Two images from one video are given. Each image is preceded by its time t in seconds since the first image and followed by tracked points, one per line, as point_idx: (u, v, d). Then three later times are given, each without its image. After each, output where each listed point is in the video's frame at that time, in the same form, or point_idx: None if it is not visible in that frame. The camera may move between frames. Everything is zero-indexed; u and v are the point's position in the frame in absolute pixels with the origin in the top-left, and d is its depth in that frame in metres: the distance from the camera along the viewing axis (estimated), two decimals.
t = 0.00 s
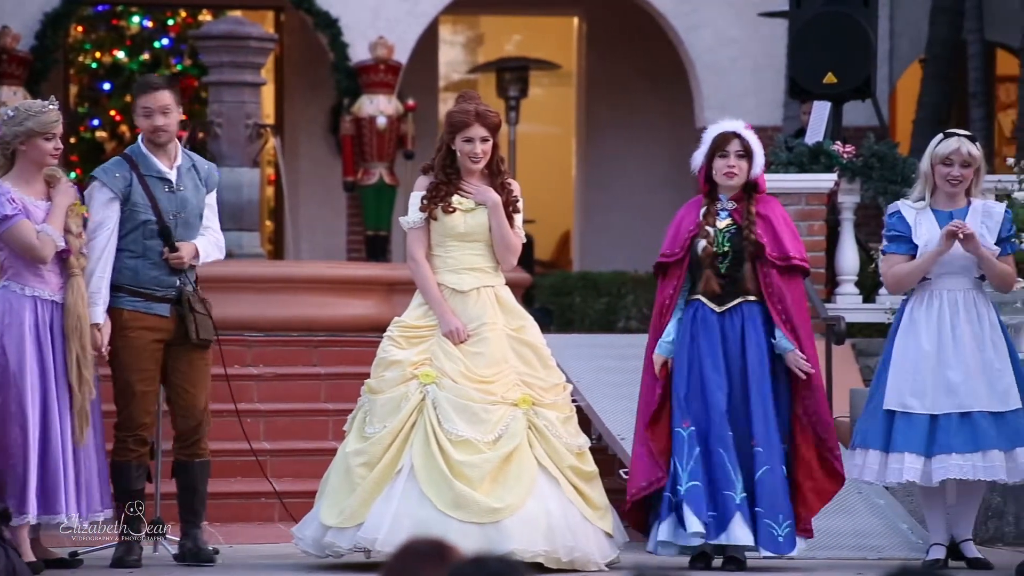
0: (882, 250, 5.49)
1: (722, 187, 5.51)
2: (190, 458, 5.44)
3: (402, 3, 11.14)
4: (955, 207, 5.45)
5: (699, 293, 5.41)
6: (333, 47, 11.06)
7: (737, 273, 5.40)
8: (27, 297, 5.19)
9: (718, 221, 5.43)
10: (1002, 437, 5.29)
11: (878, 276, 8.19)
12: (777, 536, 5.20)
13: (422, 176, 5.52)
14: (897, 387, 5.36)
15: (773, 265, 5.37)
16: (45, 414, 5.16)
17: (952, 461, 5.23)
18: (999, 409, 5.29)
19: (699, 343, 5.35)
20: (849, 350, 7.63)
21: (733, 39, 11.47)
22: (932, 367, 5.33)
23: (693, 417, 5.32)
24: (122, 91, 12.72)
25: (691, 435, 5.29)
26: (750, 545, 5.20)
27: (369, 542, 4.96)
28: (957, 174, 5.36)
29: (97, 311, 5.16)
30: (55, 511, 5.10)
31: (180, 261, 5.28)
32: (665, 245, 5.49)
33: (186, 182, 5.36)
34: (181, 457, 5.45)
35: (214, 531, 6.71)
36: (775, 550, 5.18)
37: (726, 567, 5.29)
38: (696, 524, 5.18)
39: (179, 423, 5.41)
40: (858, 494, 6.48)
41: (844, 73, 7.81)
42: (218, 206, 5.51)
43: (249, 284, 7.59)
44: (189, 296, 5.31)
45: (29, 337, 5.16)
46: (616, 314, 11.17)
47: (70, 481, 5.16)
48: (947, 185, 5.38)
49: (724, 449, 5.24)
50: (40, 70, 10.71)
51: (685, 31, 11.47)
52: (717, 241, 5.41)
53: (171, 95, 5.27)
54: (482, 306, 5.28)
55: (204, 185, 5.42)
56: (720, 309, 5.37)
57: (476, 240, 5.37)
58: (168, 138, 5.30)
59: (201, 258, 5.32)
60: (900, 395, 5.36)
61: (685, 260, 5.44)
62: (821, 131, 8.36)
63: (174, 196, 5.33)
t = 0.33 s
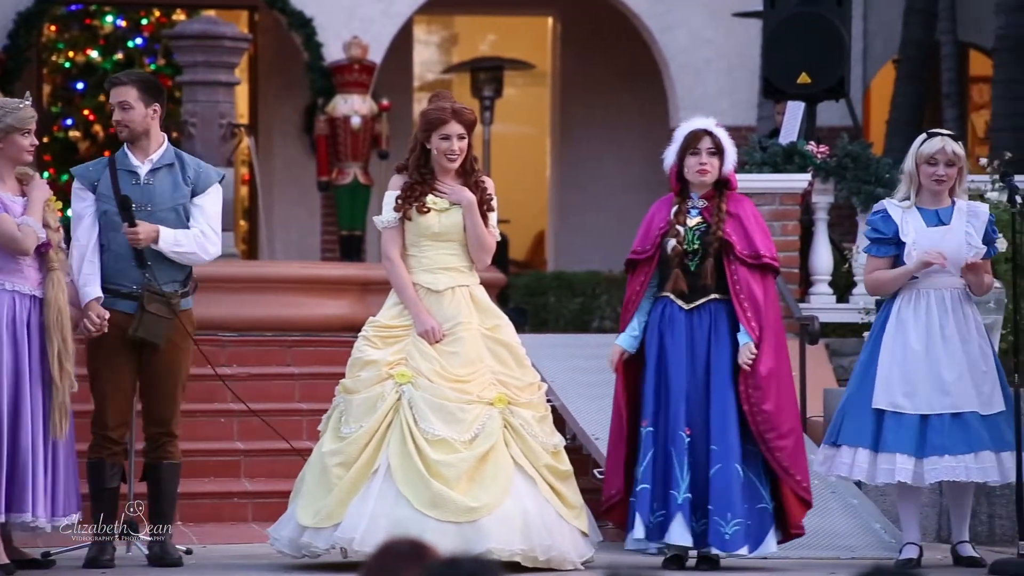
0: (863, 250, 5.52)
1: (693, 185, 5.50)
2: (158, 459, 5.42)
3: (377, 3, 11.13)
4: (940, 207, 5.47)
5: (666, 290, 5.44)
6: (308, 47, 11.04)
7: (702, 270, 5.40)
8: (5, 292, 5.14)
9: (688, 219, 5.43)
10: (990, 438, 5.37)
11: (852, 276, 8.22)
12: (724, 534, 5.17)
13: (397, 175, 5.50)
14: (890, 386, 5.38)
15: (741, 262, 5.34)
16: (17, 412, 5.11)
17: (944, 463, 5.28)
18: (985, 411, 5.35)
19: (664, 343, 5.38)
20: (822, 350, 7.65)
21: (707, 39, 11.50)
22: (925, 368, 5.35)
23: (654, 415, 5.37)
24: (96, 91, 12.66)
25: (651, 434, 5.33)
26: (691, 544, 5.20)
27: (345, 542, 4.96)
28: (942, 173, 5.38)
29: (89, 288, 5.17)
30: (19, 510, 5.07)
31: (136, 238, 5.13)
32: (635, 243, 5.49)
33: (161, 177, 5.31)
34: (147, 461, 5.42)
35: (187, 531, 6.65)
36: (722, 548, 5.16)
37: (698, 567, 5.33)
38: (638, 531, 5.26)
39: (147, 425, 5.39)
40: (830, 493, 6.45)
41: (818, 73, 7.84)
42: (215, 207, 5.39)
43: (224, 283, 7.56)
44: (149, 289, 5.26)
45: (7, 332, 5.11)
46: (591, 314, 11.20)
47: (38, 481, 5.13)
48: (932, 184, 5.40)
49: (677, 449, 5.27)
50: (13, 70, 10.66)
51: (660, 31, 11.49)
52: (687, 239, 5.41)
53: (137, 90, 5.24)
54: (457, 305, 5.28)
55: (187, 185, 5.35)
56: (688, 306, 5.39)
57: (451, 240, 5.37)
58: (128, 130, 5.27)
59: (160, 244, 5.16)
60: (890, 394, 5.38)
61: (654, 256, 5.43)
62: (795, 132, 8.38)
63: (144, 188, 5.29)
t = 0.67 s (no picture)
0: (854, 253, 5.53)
1: (661, 186, 5.50)
2: (132, 460, 5.39)
3: (348, 2, 11.13)
4: (925, 207, 5.49)
5: (638, 289, 5.43)
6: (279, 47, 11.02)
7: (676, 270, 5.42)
8: None
9: (659, 218, 5.43)
10: (964, 439, 5.42)
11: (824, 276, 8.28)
12: (683, 535, 5.20)
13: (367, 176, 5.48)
14: (868, 385, 5.42)
15: (714, 264, 5.36)
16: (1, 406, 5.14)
17: (920, 461, 5.33)
18: (960, 412, 5.40)
19: (635, 343, 5.39)
20: (793, 350, 7.68)
21: (679, 40, 11.53)
22: (907, 369, 5.39)
23: (620, 416, 5.38)
24: (66, 90, 12.63)
25: (615, 435, 5.36)
26: (656, 544, 5.23)
27: (326, 542, 4.95)
28: (925, 181, 5.41)
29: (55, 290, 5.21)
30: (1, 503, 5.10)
31: (98, 229, 5.10)
32: (605, 244, 5.49)
33: (142, 178, 5.31)
34: (121, 462, 5.40)
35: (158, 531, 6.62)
36: (680, 549, 5.18)
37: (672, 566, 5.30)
38: (592, 529, 5.30)
39: (120, 425, 5.37)
40: (802, 493, 6.44)
41: (789, 73, 7.88)
42: (196, 210, 5.35)
43: (198, 283, 7.54)
44: (114, 284, 5.23)
45: None
46: (563, 314, 11.24)
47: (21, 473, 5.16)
48: (914, 191, 5.44)
49: (647, 449, 5.28)
50: None
51: (632, 31, 11.51)
52: (659, 239, 5.41)
53: (130, 91, 5.25)
54: (432, 305, 5.29)
55: (168, 186, 5.33)
56: (660, 306, 5.40)
57: (425, 240, 5.37)
58: (117, 131, 5.26)
59: (125, 239, 5.13)
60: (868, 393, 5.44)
61: (625, 255, 5.45)
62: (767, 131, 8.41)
63: (123, 189, 5.29)
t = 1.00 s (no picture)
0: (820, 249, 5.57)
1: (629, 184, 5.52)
2: (101, 460, 5.36)
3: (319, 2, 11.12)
4: (893, 205, 5.53)
5: (615, 287, 5.43)
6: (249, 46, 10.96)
7: (655, 270, 5.44)
8: None
9: (632, 216, 5.44)
10: (930, 437, 5.45)
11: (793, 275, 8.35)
12: (674, 535, 5.21)
13: (337, 175, 5.47)
14: (830, 385, 5.49)
15: (686, 266, 5.40)
16: None
17: (881, 459, 5.36)
18: (925, 410, 5.45)
19: (613, 343, 5.38)
20: (762, 350, 7.72)
21: (650, 40, 11.56)
22: (866, 366, 5.45)
23: (602, 417, 5.35)
24: (35, 89, 12.53)
25: (599, 436, 5.32)
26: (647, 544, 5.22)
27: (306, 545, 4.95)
28: (893, 175, 5.45)
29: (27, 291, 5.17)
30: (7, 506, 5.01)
31: (74, 232, 5.07)
32: (577, 241, 5.46)
33: (115, 178, 5.29)
34: (91, 461, 5.38)
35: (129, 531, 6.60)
36: (673, 549, 5.20)
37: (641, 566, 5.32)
38: (582, 534, 5.22)
39: (90, 425, 5.35)
40: (771, 493, 6.46)
41: (759, 73, 7.93)
42: (170, 209, 5.34)
43: (167, 282, 7.43)
44: (90, 286, 5.21)
45: None
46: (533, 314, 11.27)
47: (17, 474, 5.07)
48: (883, 186, 5.47)
49: (632, 448, 5.27)
50: None
51: (603, 31, 11.54)
52: (635, 237, 5.41)
53: (104, 90, 5.23)
54: (407, 305, 5.29)
55: (141, 186, 5.32)
56: (638, 306, 5.40)
57: (398, 239, 5.38)
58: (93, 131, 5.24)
59: (101, 240, 5.11)
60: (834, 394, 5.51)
61: (599, 252, 5.43)
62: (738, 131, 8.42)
63: (97, 189, 5.26)
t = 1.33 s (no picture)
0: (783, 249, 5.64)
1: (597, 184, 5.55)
2: (68, 460, 5.34)
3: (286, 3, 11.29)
4: (857, 207, 5.59)
5: (588, 286, 5.44)
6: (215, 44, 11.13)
7: (627, 270, 5.46)
8: None
9: (602, 215, 5.46)
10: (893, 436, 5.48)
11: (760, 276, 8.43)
12: (661, 531, 5.27)
13: (308, 177, 5.47)
14: (794, 386, 5.50)
15: (655, 265, 5.43)
16: None
17: (842, 461, 5.41)
18: (888, 410, 5.47)
19: (590, 342, 5.40)
20: (730, 349, 7.77)
21: (616, 39, 11.61)
22: (829, 369, 5.49)
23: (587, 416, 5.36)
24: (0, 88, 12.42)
25: (586, 434, 5.33)
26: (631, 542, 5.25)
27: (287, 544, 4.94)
28: (854, 169, 5.52)
29: None
30: None
31: (50, 233, 5.06)
32: (549, 241, 5.44)
33: (84, 178, 5.26)
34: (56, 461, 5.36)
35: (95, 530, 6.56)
36: (661, 546, 5.25)
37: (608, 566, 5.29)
38: (580, 532, 5.25)
39: (57, 426, 5.34)
40: (739, 492, 6.51)
41: (727, 74, 7.99)
42: (139, 208, 5.33)
43: (134, 283, 7.38)
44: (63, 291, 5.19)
45: None
46: (500, 313, 11.31)
47: None
48: (845, 181, 5.54)
49: (611, 448, 5.31)
50: None
51: (569, 31, 11.58)
52: (607, 236, 5.43)
53: (77, 89, 5.22)
54: (381, 304, 5.29)
55: (111, 185, 5.30)
56: (612, 305, 5.42)
57: (370, 238, 5.37)
58: (70, 131, 5.23)
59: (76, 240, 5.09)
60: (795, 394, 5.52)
61: (571, 250, 5.42)
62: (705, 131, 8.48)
63: (66, 189, 5.23)
